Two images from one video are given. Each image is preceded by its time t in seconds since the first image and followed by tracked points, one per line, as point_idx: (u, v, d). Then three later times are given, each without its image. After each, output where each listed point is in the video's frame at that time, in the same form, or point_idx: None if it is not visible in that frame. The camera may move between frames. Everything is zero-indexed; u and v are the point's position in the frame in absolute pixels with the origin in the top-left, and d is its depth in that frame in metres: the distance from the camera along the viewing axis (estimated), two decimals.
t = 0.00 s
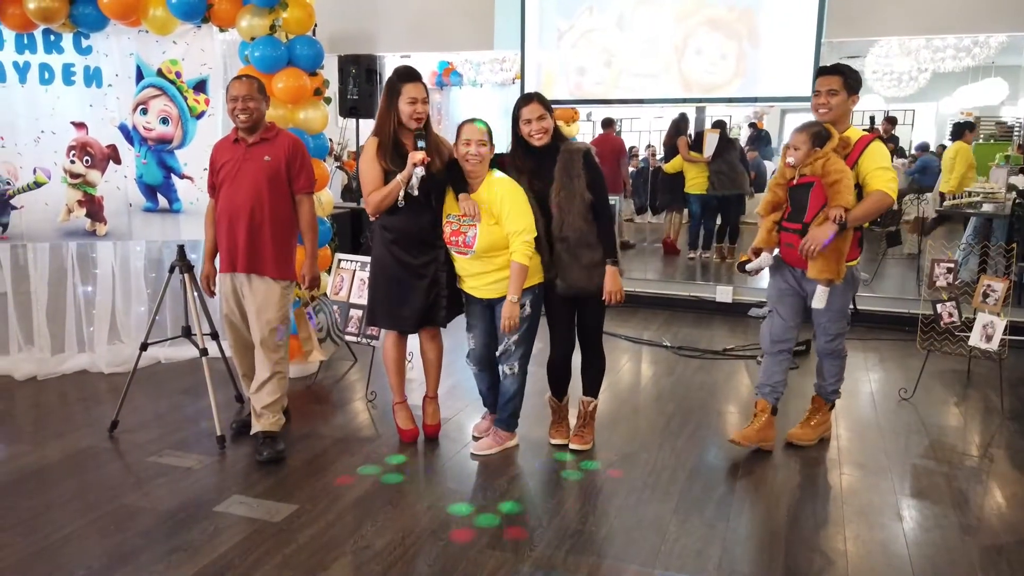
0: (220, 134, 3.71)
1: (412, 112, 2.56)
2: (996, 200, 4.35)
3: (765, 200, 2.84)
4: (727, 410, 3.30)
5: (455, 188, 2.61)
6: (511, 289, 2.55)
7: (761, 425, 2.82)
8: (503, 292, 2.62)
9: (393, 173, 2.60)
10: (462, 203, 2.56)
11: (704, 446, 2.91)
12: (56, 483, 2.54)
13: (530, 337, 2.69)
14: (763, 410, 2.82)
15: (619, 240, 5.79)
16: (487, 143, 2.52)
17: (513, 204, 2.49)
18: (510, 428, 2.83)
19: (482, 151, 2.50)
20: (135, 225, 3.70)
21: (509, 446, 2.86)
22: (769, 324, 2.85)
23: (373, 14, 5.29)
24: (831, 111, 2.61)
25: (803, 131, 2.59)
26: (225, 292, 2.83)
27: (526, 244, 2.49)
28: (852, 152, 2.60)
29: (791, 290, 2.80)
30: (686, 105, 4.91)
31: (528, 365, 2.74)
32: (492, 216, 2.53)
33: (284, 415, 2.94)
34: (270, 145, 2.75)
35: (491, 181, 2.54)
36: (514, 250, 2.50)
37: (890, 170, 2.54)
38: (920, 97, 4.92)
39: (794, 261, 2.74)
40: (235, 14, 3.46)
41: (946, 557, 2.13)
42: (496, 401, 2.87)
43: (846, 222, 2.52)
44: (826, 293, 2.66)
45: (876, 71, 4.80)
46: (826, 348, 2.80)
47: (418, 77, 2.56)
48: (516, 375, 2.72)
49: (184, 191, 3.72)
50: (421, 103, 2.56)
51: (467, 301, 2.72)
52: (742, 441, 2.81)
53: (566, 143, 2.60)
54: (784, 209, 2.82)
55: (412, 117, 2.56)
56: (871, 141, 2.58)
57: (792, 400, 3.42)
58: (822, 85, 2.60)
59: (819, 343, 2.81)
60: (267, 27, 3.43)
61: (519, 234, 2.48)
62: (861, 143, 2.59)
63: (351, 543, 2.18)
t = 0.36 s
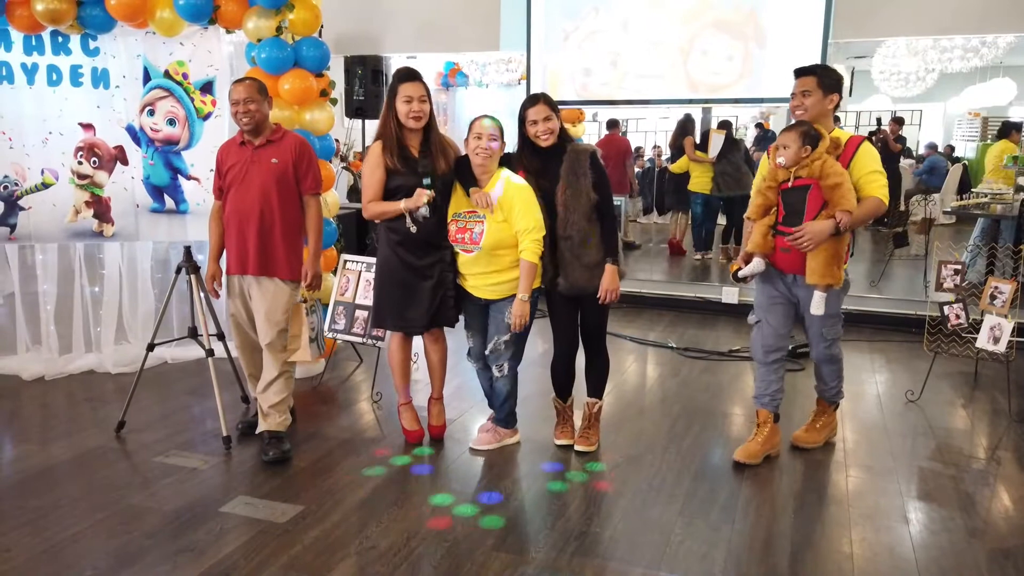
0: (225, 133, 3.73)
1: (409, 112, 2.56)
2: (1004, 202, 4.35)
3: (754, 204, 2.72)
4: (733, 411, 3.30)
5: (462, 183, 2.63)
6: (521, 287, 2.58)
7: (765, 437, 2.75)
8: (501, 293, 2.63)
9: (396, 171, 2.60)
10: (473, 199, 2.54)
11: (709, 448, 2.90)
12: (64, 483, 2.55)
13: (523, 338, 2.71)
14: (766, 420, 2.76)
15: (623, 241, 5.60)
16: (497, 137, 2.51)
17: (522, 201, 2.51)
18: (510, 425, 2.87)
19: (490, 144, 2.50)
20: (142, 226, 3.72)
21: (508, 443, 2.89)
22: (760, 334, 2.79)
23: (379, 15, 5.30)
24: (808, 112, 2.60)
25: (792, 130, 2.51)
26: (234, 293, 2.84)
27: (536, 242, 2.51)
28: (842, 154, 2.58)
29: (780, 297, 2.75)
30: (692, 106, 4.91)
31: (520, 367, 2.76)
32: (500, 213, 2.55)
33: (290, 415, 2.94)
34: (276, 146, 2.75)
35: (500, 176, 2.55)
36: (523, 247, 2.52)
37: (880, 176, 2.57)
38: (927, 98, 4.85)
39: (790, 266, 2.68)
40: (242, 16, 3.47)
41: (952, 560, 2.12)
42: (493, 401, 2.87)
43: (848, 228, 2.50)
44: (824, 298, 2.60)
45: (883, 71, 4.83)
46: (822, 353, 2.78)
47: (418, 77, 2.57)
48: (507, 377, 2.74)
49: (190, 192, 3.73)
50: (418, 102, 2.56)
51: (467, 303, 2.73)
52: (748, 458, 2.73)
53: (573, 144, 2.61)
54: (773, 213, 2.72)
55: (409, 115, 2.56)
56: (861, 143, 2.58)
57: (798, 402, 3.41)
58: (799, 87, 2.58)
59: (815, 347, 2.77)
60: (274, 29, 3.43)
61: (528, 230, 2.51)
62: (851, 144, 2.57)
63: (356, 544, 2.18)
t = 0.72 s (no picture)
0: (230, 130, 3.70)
1: (415, 112, 2.55)
2: (1008, 202, 4.40)
3: (746, 206, 2.55)
4: (735, 412, 3.29)
5: (464, 176, 2.63)
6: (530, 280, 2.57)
7: (767, 439, 2.73)
8: (499, 291, 2.62)
9: (398, 171, 2.60)
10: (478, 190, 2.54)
11: (711, 448, 2.90)
12: (66, 483, 2.56)
13: (526, 341, 2.72)
14: (767, 421, 2.73)
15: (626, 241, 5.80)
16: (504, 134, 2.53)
17: (530, 196, 2.51)
18: (512, 426, 2.87)
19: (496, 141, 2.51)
20: (145, 225, 3.72)
21: (510, 443, 2.89)
22: (761, 341, 2.68)
23: (382, 16, 5.30)
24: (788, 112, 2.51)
25: (781, 130, 2.38)
26: (236, 293, 2.84)
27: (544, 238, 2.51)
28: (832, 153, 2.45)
29: (781, 300, 2.59)
30: (694, 106, 4.90)
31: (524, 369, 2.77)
32: (506, 207, 2.54)
33: (292, 416, 2.95)
34: (278, 146, 2.76)
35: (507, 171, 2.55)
36: (529, 243, 2.52)
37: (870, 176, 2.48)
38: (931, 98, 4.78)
39: (790, 269, 2.52)
40: (244, 17, 3.47)
41: (955, 561, 2.12)
42: (494, 400, 2.87)
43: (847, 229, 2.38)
44: (827, 298, 2.45)
45: (887, 71, 4.77)
46: (834, 360, 2.53)
47: (425, 78, 2.56)
48: (512, 378, 2.75)
49: (193, 192, 3.73)
50: (424, 103, 2.56)
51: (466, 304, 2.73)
52: (752, 459, 2.73)
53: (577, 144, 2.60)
54: (765, 214, 2.56)
55: (414, 116, 2.55)
56: (850, 142, 2.46)
57: (801, 403, 3.41)
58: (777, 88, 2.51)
59: (825, 353, 2.54)
60: (277, 29, 3.43)
61: (535, 225, 2.51)
62: (840, 142, 2.45)
63: (358, 545, 2.19)
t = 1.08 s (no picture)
0: (232, 134, 3.72)
1: (420, 115, 2.56)
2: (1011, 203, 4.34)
3: (761, 212, 2.45)
4: (737, 413, 3.29)
5: (467, 178, 2.62)
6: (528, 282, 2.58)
7: (769, 441, 2.74)
8: (501, 291, 2.62)
9: (399, 172, 2.61)
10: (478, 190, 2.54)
11: (713, 449, 2.90)
12: (70, 483, 2.57)
13: (532, 342, 2.73)
14: (771, 424, 2.75)
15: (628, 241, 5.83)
16: (503, 136, 2.53)
17: (531, 196, 2.51)
18: (514, 427, 2.87)
19: (497, 142, 2.52)
20: (148, 226, 3.73)
21: (511, 443, 2.90)
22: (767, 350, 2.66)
23: (385, 16, 5.32)
24: (818, 111, 2.39)
25: (798, 134, 2.26)
26: (239, 294, 2.84)
27: (544, 239, 2.51)
28: (852, 158, 2.34)
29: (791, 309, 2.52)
30: (697, 107, 4.90)
31: (530, 369, 2.78)
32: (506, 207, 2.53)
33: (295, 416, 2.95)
34: (281, 146, 2.77)
35: (509, 172, 2.55)
36: (530, 244, 2.52)
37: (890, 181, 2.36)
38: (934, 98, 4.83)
39: (805, 278, 2.43)
40: (247, 18, 3.48)
41: (957, 562, 2.12)
42: (499, 400, 2.88)
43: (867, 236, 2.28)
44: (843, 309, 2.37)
45: (889, 71, 4.75)
46: (842, 372, 2.43)
47: (432, 82, 2.57)
48: (519, 378, 2.75)
49: (196, 193, 3.74)
50: (428, 106, 2.56)
51: (467, 305, 2.73)
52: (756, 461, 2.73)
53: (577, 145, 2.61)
54: (781, 220, 2.45)
55: (417, 118, 2.56)
56: (871, 147, 2.35)
57: (802, 403, 3.41)
58: (807, 84, 2.38)
59: (832, 365, 2.46)
60: (278, 30, 3.44)
61: (535, 226, 2.50)
62: (860, 146, 2.34)
63: (360, 544, 2.19)
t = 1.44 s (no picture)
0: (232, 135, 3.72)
1: (425, 116, 2.56)
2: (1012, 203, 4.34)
3: (805, 215, 2.31)
4: (739, 413, 3.29)
5: (468, 178, 2.62)
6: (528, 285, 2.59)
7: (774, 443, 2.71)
8: (502, 291, 2.62)
9: (399, 171, 2.61)
10: (478, 190, 2.54)
11: (714, 449, 2.89)
12: (71, 482, 2.57)
13: (532, 342, 2.73)
14: (779, 427, 2.70)
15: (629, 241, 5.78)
16: (504, 138, 2.53)
17: (531, 198, 2.51)
18: (515, 426, 2.87)
19: (498, 144, 2.51)
20: (149, 225, 3.73)
21: (512, 443, 2.90)
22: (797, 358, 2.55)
23: (386, 16, 5.33)
24: (870, 108, 2.26)
25: (843, 134, 2.12)
26: (242, 294, 2.85)
27: (544, 240, 2.52)
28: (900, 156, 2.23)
29: (833, 318, 2.41)
30: (698, 106, 4.89)
31: (531, 369, 2.78)
32: (507, 209, 2.54)
33: (296, 416, 2.95)
34: (285, 146, 2.77)
35: (510, 174, 2.56)
36: (530, 245, 2.52)
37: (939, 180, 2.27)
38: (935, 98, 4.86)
39: (857, 285, 2.31)
40: (249, 18, 3.49)
41: (958, 562, 2.11)
42: (499, 401, 2.88)
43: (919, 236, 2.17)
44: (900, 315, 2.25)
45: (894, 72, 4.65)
46: (881, 382, 2.35)
47: (441, 84, 2.57)
48: (519, 378, 2.76)
49: (197, 193, 3.74)
50: (434, 108, 2.56)
51: (467, 304, 2.72)
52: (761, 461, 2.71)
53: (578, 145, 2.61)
54: (826, 222, 2.32)
55: (422, 119, 2.56)
56: (918, 145, 2.24)
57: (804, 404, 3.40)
58: (858, 80, 2.25)
59: (872, 373, 2.37)
60: (280, 31, 3.44)
61: (536, 228, 2.51)
62: (907, 144, 2.24)
63: (361, 544, 2.19)
